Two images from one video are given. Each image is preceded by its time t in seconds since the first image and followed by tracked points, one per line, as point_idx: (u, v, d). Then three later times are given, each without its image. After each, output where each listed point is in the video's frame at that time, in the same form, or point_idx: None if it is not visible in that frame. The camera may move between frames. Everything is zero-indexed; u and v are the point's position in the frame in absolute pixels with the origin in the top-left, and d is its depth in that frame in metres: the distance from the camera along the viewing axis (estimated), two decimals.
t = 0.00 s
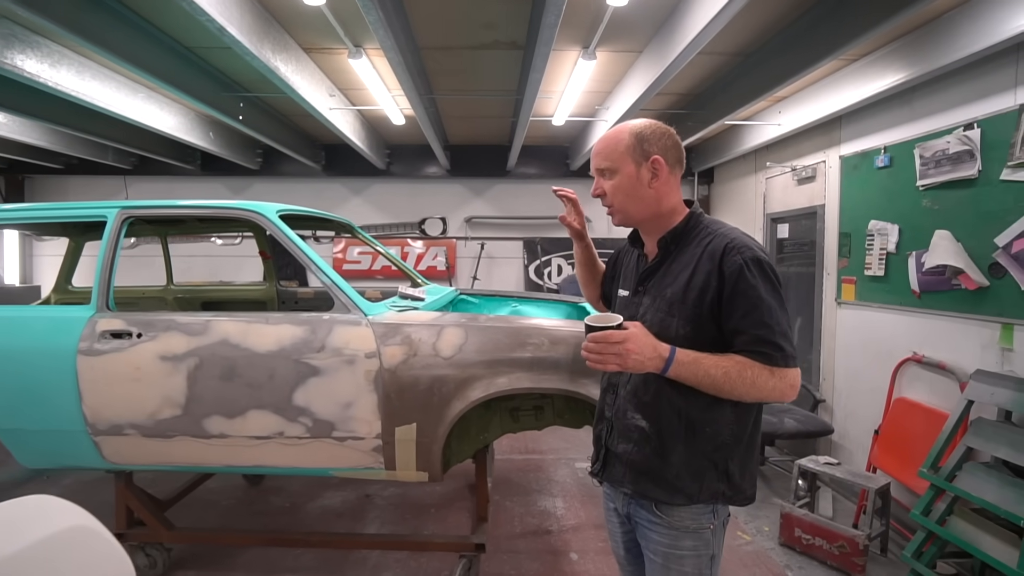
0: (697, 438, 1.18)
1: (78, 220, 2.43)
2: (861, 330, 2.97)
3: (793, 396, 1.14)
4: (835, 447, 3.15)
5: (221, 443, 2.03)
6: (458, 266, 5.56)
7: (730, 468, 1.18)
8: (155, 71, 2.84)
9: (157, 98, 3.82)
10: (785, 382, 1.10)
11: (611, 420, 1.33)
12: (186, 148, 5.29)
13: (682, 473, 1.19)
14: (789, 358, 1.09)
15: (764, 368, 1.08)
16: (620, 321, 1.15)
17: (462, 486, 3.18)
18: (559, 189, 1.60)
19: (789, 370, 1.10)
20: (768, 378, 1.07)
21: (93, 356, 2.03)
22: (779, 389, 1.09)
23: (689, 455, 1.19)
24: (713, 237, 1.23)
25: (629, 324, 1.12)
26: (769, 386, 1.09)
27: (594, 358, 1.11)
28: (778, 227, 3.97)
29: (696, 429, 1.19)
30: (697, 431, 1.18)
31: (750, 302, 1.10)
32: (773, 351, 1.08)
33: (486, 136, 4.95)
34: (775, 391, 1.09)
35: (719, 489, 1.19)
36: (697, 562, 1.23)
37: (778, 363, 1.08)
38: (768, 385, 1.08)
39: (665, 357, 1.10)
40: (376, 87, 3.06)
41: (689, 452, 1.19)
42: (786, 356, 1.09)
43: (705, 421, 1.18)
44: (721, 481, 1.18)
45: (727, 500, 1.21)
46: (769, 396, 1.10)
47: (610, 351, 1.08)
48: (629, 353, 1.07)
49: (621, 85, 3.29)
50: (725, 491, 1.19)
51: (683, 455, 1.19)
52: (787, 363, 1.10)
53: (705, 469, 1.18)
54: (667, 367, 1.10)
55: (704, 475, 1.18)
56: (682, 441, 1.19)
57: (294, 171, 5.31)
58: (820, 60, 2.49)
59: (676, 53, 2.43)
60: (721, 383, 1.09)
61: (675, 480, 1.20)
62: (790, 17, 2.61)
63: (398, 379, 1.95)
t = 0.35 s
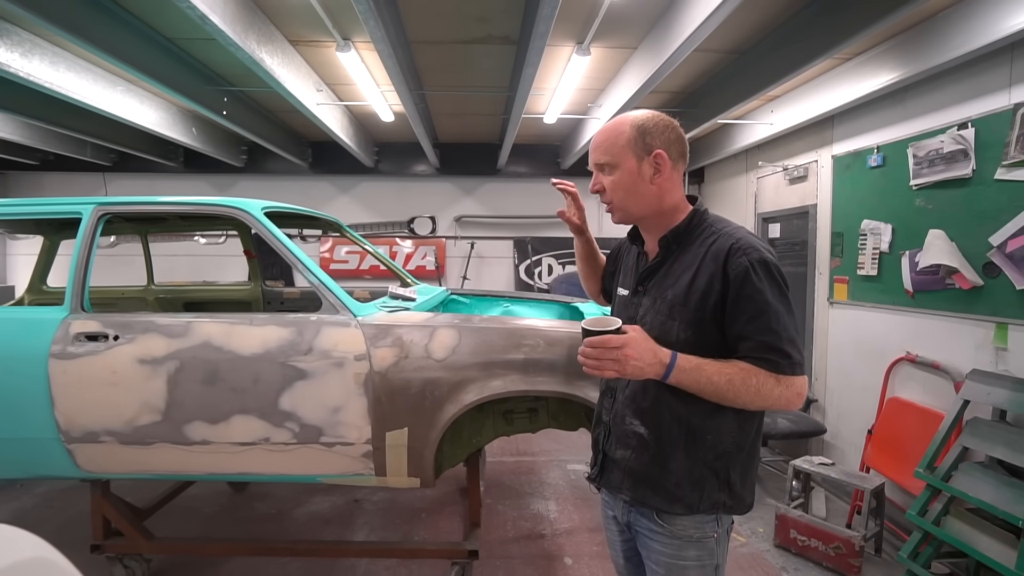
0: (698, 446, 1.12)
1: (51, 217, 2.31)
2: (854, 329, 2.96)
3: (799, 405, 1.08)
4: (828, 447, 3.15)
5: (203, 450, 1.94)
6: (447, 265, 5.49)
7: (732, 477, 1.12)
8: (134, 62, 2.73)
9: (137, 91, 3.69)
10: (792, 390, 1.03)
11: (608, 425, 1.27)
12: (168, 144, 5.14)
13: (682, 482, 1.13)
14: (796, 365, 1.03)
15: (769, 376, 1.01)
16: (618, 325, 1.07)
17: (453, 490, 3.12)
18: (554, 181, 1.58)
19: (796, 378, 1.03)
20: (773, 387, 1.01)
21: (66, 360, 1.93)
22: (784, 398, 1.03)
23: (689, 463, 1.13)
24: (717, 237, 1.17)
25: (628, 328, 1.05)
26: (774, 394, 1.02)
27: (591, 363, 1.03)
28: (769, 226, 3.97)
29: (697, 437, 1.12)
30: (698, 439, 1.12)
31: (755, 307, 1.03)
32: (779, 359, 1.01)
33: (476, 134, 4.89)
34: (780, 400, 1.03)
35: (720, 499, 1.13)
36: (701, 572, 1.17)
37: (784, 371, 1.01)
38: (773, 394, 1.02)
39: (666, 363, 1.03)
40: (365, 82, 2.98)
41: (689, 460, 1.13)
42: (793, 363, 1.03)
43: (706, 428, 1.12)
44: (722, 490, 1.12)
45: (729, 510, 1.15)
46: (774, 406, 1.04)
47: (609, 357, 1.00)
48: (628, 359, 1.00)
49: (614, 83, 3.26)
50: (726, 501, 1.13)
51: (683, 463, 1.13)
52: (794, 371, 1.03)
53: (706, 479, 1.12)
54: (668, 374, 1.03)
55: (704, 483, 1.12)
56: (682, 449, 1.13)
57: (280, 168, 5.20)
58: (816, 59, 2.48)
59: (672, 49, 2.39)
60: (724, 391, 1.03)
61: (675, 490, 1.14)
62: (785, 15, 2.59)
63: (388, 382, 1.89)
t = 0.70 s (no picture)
0: (697, 451, 1.04)
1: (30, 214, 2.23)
2: (851, 329, 2.95)
3: (803, 410, 1.00)
4: (824, 447, 3.13)
5: (188, 455, 1.87)
6: (440, 265, 5.43)
7: (729, 484, 1.05)
8: (118, 55, 2.65)
9: (122, 86, 3.60)
10: (796, 395, 0.95)
11: (601, 430, 1.18)
12: (155, 141, 5.05)
13: (680, 490, 1.05)
14: (801, 369, 0.95)
15: (774, 380, 0.93)
16: (617, 326, 0.98)
17: (447, 492, 3.07)
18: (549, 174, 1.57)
19: (800, 382, 0.95)
20: (778, 392, 0.93)
21: (44, 363, 1.86)
22: (789, 404, 0.95)
23: (688, 470, 1.04)
24: (719, 235, 1.07)
25: (627, 329, 0.96)
26: (779, 400, 0.94)
27: (589, 368, 0.94)
28: (765, 225, 3.95)
29: (695, 443, 1.04)
30: (697, 445, 1.04)
31: (761, 308, 0.95)
32: (784, 363, 0.93)
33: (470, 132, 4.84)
34: (784, 406, 0.95)
35: (716, 507, 1.05)
36: None
37: (789, 375, 0.94)
38: (777, 399, 0.94)
39: (668, 366, 0.94)
40: (357, 77, 2.92)
41: (687, 467, 1.05)
42: (798, 367, 0.95)
43: (705, 433, 1.04)
44: (720, 497, 1.05)
45: (724, 517, 1.08)
46: (778, 411, 0.96)
47: (608, 361, 0.91)
48: (628, 363, 0.90)
49: (610, 80, 3.23)
50: (724, 508, 1.06)
51: (681, 471, 1.05)
52: (799, 375, 0.96)
53: (703, 486, 1.04)
54: (669, 378, 0.94)
55: (702, 491, 1.04)
56: (680, 455, 1.05)
57: (270, 166, 5.12)
58: (814, 56, 2.46)
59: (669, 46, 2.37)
60: (727, 396, 0.94)
61: (672, 497, 1.05)
62: (783, 11, 2.56)
63: (380, 385, 1.84)
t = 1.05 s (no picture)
0: (696, 454, 0.99)
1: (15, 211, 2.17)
2: (852, 328, 2.92)
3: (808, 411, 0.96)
4: (825, 448, 3.10)
5: (176, 458, 1.82)
6: (437, 264, 5.38)
7: (728, 489, 1.00)
8: (106, 49, 2.59)
9: (112, 82, 3.54)
10: (803, 394, 0.91)
11: (595, 431, 1.12)
12: (148, 139, 4.98)
13: (677, 494, 1.00)
14: (809, 367, 0.91)
15: (781, 378, 0.89)
16: (620, 316, 0.93)
17: (444, 495, 3.02)
18: (480, 188, 1.55)
19: (807, 379, 0.91)
20: (785, 390, 0.89)
21: (27, 364, 1.80)
22: (796, 404, 0.91)
23: (685, 473, 0.99)
24: (725, 227, 1.03)
25: (630, 320, 0.91)
26: (786, 399, 0.90)
27: (590, 359, 0.89)
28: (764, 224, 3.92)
29: (695, 444, 0.99)
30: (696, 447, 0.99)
31: (769, 302, 0.91)
32: (792, 359, 0.89)
33: (467, 130, 4.80)
34: (791, 405, 0.90)
35: (715, 513, 1.00)
36: None
37: (797, 372, 0.89)
38: (784, 398, 0.89)
39: (672, 360, 0.89)
40: (352, 73, 2.88)
41: (685, 470, 1.00)
42: (806, 365, 0.91)
43: (705, 435, 0.99)
44: (718, 503, 1.00)
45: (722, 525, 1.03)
46: (784, 411, 0.91)
47: (611, 351, 0.86)
48: (633, 354, 0.85)
49: (609, 76, 3.19)
50: (722, 515, 1.00)
51: (679, 474, 1.00)
52: (806, 374, 0.91)
53: (702, 490, 0.99)
54: (673, 373, 0.89)
55: (700, 496, 0.99)
56: (678, 458, 1.00)
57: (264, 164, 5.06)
58: (815, 52, 2.43)
59: (669, 40, 2.33)
60: (733, 394, 0.89)
61: (668, 503, 1.00)
62: (783, 6, 2.53)
63: (374, 386, 1.79)
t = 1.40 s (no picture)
0: (709, 457, 0.95)
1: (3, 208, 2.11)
2: (855, 328, 2.89)
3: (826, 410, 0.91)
4: (828, 449, 3.07)
5: (168, 462, 1.77)
6: (435, 263, 5.33)
7: (744, 494, 0.96)
8: (98, 42, 2.53)
9: (105, 77, 3.47)
10: (822, 392, 0.86)
11: (603, 435, 1.07)
12: (142, 137, 4.92)
13: (691, 500, 0.95)
14: (827, 362, 0.86)
15: (797, 374, 0.84)
16: (627, 315, 0.89)
17: (443, 497, 2.97)
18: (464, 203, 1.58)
19: (826, 376, 0.86)
20: (803, 387, 0.84)
21: (13, 366, 1.75)
22: (815, 402, 0.86)
23: (699, 478, 0.95)
24: (734, 220, 0.99)
25: (639, 319, 0.86)
26: (803, 397, 0.85)
27: (598, 362, 0.85)
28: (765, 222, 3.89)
29: (707, 446, 0.95)
30: (709, 450, 0.95)
31: (782, 295, 0.86)
32: (809, 354, 0.85)
33: (465, 128, 4.75)
34: (809, 404, 0.86)
35: (730, 520, 0.96)
36: None
37: (815, 369, 0.85)
38: (802, 396, 0.85)
39: (684, 360, 0.84)
40: (349, 68, 2.83)
41: (698, 474, 0.95)
42: (824, 360, 0.86)
43: (718, 437, 0.95)
44: (734, 508, 0.96)
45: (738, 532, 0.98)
46: (802, 410, 0.86)
47: (620, 352, 0.81)
48: (643, 355, 0.81)
49: (609, 73, 3.15)
50: (738, 521, 0.96)
51: (692, 479, 0.95)
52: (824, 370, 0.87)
53: (716, 496, 0.95)
54: (685, 373, 0.85)
55: (715, 501, 0.95)
56: (691, 462, 0.95)
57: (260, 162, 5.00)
58: (819, 48, 2.39)
59: (671, 36, 2.29)
60: (748, 393, 0.85)
61: (681, 510, 0.96)
62: (786, 2, 2.49)
63: (372, 387, 1.74)
